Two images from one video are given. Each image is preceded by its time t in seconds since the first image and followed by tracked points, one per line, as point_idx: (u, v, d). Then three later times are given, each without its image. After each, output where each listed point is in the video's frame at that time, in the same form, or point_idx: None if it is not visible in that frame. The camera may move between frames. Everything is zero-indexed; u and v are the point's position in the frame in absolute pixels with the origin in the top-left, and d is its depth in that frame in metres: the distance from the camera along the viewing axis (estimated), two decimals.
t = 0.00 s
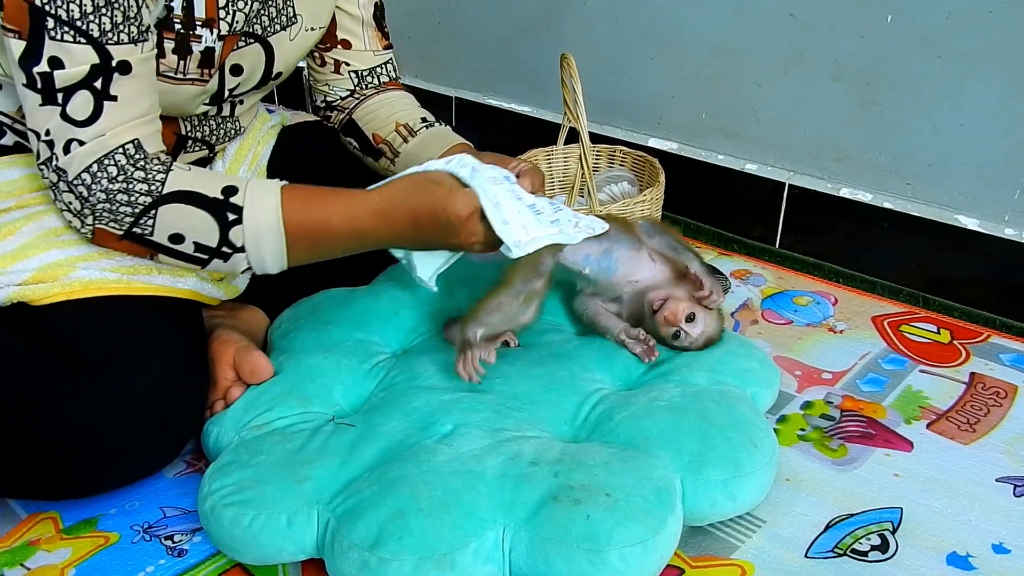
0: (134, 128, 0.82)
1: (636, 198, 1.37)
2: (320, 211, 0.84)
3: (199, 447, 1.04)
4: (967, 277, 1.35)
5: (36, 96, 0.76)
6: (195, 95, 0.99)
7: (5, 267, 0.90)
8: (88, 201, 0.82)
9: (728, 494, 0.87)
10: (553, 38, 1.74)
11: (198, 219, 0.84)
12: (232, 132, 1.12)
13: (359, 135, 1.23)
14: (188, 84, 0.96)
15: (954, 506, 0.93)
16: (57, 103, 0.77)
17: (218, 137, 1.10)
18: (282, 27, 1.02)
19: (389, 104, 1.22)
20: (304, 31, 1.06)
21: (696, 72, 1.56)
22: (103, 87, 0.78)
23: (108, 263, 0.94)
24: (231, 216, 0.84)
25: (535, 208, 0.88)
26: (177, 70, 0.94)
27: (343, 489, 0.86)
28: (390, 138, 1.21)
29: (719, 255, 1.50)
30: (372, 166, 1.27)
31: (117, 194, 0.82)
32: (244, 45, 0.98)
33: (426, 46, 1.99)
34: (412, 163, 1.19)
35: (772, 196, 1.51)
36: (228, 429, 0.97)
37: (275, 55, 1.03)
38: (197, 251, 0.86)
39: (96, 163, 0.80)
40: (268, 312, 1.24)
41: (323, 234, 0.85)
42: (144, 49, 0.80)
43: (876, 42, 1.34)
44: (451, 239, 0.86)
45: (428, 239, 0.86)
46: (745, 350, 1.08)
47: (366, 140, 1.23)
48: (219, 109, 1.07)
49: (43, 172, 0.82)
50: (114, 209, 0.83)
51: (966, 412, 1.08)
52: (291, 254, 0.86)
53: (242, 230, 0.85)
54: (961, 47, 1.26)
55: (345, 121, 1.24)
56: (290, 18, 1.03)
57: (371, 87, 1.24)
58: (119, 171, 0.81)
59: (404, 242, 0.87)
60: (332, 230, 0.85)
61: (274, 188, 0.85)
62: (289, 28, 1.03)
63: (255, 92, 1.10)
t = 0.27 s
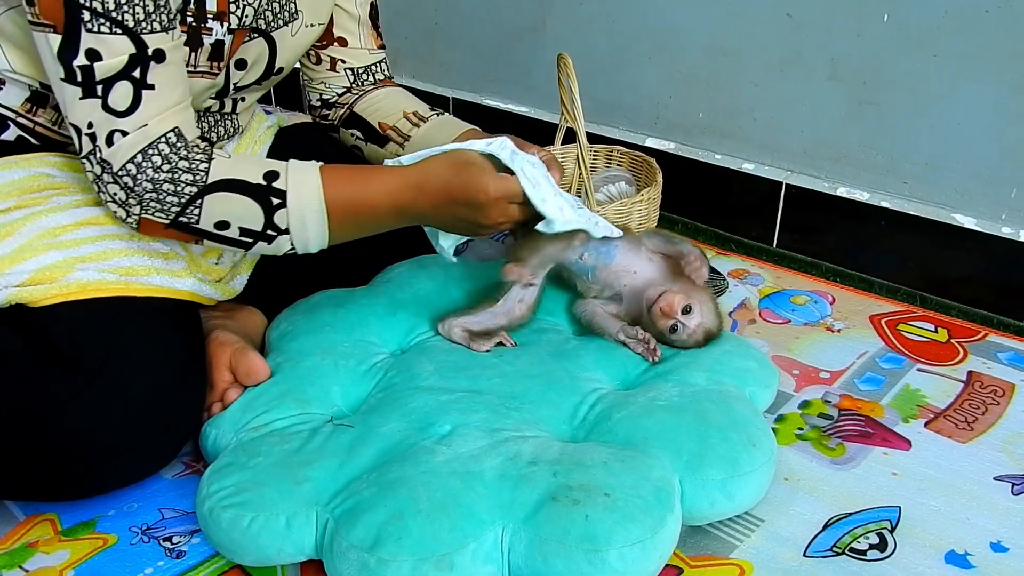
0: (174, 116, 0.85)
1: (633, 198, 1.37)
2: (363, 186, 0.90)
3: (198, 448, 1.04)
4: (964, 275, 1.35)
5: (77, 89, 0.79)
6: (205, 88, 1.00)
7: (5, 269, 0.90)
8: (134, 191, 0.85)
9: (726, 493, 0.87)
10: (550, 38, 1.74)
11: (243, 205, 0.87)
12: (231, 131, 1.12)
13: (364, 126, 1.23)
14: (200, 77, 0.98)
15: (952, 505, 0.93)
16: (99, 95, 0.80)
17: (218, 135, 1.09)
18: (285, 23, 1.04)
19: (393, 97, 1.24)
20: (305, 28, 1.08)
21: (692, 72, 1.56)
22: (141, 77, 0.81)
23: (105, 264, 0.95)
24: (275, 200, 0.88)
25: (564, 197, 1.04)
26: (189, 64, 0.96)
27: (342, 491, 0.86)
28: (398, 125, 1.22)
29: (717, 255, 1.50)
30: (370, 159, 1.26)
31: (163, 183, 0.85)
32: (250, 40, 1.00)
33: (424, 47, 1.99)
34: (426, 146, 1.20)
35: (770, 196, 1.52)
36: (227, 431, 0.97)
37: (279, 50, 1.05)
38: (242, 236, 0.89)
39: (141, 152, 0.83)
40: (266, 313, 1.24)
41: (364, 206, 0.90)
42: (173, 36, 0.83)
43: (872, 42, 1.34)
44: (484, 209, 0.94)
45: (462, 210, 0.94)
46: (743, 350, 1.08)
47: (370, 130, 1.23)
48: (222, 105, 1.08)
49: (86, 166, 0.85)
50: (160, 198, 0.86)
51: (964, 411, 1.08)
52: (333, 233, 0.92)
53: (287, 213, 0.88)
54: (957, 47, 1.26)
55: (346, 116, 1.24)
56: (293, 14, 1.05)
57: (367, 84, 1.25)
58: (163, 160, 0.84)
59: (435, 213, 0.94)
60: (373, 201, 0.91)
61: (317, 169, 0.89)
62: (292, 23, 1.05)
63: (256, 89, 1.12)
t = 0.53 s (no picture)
0: (205, 102, 0.86)
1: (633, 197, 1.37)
2: (390, 184, 0.93)
3: (198, 447, 1.04)
4: (964, 273, 1.35)
5: (108, 75, 0.79)
6: (217, 80, 1.01)
7: (6, 268, 0.90)
8: (164, 176, 0.85)
9: (727, 492, 0.87)
10: (549, 37, 1.74)
11: (273, 193, 0.89)
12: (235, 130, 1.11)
13: (364, 121, 1.23)
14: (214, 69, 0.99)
15: (952, 503, 0.93)
16: (129, 81, 0.80)
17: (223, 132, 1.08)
18: (293, 18, 1.05)
19: (392, 94, 1.25)
20: (313, 23, 1.08)
21: (692, 71, 1.56)
22: (173, 63, 0.81)
23: (106, 264, 0.95)
24: (305, 191, 0.90)
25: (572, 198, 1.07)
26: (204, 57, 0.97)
27: (342, 490, 0.86)
28: (398, 119, 1.22)
29: (716, 253, 1.50)
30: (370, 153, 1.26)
31: (194, 168, 0.86)
32: (262, 33, 1.01)
33: (423, 45, 1.99)
34: (428, 139, 1.21)
35: (770, 195, 1.52)
36: (227, 430, 0.97)
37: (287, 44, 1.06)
38: (269, 225, 0.91)
39: (172, 138, 0.84)
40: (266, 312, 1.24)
41: (388, 203, 0.93)
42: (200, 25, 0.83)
43: (872, 41, 1.34)
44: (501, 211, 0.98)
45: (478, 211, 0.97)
46: (743, 348, 1.07)
47: (371, 126, 1.23)
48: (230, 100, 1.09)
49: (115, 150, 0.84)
50: (191, 184, 0.86)
51: (964, 409, 1.08)
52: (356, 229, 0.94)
53: (316, 205, 0.90)
54: (956, 45, 1.26)
55: (343, 114, 1.25)
56: (301, 9, 1.05)
57: (364, 83, 1.25)
58: (195, 146, 0.85)
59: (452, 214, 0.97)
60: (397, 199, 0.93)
61: (345, 163, 0.92)
62: (299, 19, 1.06)
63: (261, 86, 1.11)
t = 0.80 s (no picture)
0: (211, 96, 0.86)
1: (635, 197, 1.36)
2: (391, 181, 0.92)
3: (199, 445, 1.04)
4: (967, 274, 1.35)
5: (116, 65, 0.80)
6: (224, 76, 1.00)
7: (9, 265, 0.91)
8: (168, 168, 0.85)
9: (729, 492, 0.87)
10: (552, 37, 1.74)
11: (277, 189, 0.89)
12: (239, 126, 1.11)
13: (368, 118, 1.23)
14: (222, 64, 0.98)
15: (954, 504, 0.93)
16: (136, 72, 0.81)
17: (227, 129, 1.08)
18: (300, 14, 1.05)
19: (397, 92, 1.25)
20: (319, 21, 1.09)
21: (694, 71, 1.56)
22: (180, 56, 0.82)
23: (109, 262, 0.95)
24: (309, 188, 0.90)
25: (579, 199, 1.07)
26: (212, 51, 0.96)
27: (344, 488, 0.86)
28: (403, 116, 1.22)
29: (719, 253, 1.49)
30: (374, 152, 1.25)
31: (199, 161, 0.86)
32: (269, 29, 1.02)
33: (426, 44, 1.99)
34: (432, 136, 1.20)
35: (772, 195, 1.51)
36: (228, 428, 0.97)
37: (294, 41, 1.07)
38: (270, 222, 0.91)
39: (178, 130, 0.84)
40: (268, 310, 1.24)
41: (391, 201, 0.93)
42: (209, 20, 0.84)
43: (875, 42, 1.34)
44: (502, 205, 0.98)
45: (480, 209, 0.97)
46: (745, 348, 1.07)
47: (375, 124, 1.23)
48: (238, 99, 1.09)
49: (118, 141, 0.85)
50: (196, 176, 0.86)
51: (966, 410, 1.08)
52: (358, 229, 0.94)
53: (318, 203, 0.90)
54: (959, 45, 1.26)
55: (347, 112, 1.25)
56: (308, 6, 1.06)
57: (368, 82, 1.25)
58: (200, 139, 0.85)
59: (455, 212, 0.97)
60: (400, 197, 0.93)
61: (350, 164, 0.92)
62: (306, 16, 1.06)
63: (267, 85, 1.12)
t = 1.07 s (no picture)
0: (208, 96, 0.87)
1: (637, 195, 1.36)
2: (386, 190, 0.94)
3: (202, 443, 1.04)
4: (969, 274, 1.34)
5: (112, 62, 0.80)
6: (225, 73, 1.01)
7: (11, 263, 0.91)
8: (164, 167, 0.85)
9: (730, 492, 0.87)
10: (555, 35, 1.74)
11: (274, 190, 0.89)
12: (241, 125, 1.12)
13: (366, 125, 1.24)
14: (223, 61, 0.99)
15: (956, 504, 0.93)
16: (133, 70, 0.81)
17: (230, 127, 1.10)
18: (302, 10, 1.05)
19: (396, 95, 1.25)
20: (321, 17, 1.09)
21: (697, 70, 1.56)
22: (178, 55, 0.82)
23: (111, 260, 0.95)
24: (305, 191, 0.90)
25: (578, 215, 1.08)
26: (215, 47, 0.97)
27: (346, 487, 0.86)
28: (399, 125, 1.23)
29: (721, 253, 1.49)
30: (374, 157, 1.28)
31: (196, 160, 0.86)
32: (270, 26, 1.02)
33: (429, 43, 1.99)
34: (428, 148, 1.21)
35: (775, 194, 1.51)
36: (231, 426, 0.97)
37: (295, 37, 1.06)
38: (265, 224, 0.91)
39: (175, 128, 0.84)
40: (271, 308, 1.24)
41: (387, 209, 0.94)
42: (207, 19, 0.84)
43: (878, 41, 1.33)
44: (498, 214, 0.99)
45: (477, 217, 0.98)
46: (748, 348, 1.07)
47: (372, 130, 1.24)
48: (239, 96, 1.10)
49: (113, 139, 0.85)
50: (192, 175, 0.86)
51: (968, 410, 1.08)
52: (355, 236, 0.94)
53: (314, 207, 0.91)
54: (962, 45, 1.26)
55: (346, 115, 1.26)
56: (310, 2, 1.05)
57: (370, 79, 1.25)
58: (197, 138, 0.85)
59: (451, 220, 0.97)
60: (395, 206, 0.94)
61: (348, 170, 0.93)
62: (308, 11, 1.06)
63: (269, 83, 1.12)
